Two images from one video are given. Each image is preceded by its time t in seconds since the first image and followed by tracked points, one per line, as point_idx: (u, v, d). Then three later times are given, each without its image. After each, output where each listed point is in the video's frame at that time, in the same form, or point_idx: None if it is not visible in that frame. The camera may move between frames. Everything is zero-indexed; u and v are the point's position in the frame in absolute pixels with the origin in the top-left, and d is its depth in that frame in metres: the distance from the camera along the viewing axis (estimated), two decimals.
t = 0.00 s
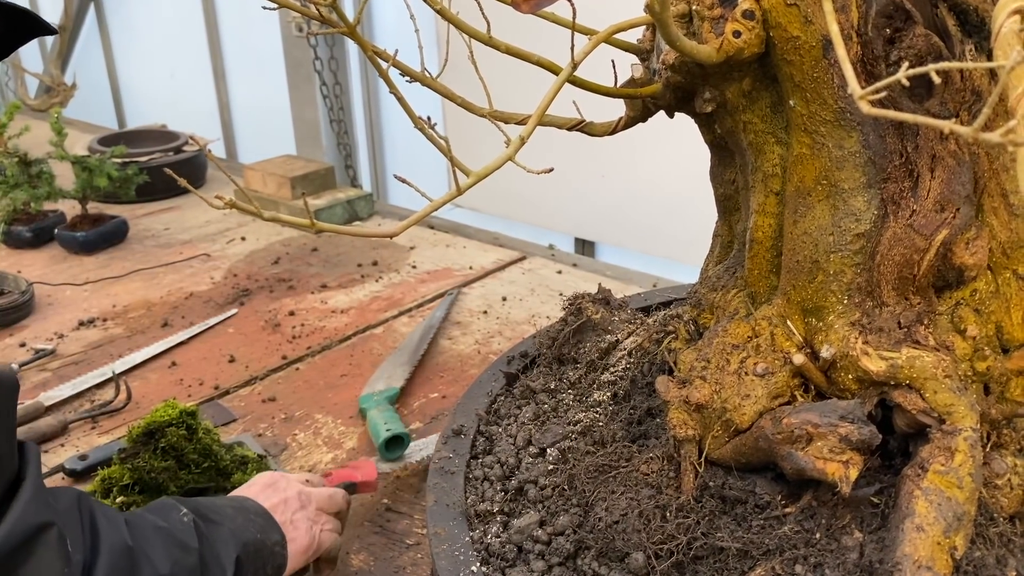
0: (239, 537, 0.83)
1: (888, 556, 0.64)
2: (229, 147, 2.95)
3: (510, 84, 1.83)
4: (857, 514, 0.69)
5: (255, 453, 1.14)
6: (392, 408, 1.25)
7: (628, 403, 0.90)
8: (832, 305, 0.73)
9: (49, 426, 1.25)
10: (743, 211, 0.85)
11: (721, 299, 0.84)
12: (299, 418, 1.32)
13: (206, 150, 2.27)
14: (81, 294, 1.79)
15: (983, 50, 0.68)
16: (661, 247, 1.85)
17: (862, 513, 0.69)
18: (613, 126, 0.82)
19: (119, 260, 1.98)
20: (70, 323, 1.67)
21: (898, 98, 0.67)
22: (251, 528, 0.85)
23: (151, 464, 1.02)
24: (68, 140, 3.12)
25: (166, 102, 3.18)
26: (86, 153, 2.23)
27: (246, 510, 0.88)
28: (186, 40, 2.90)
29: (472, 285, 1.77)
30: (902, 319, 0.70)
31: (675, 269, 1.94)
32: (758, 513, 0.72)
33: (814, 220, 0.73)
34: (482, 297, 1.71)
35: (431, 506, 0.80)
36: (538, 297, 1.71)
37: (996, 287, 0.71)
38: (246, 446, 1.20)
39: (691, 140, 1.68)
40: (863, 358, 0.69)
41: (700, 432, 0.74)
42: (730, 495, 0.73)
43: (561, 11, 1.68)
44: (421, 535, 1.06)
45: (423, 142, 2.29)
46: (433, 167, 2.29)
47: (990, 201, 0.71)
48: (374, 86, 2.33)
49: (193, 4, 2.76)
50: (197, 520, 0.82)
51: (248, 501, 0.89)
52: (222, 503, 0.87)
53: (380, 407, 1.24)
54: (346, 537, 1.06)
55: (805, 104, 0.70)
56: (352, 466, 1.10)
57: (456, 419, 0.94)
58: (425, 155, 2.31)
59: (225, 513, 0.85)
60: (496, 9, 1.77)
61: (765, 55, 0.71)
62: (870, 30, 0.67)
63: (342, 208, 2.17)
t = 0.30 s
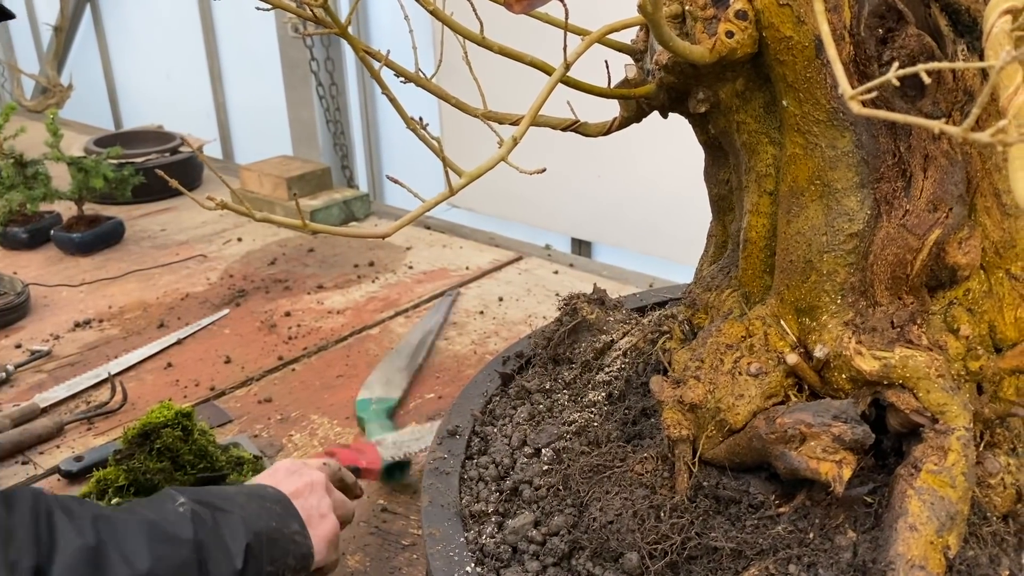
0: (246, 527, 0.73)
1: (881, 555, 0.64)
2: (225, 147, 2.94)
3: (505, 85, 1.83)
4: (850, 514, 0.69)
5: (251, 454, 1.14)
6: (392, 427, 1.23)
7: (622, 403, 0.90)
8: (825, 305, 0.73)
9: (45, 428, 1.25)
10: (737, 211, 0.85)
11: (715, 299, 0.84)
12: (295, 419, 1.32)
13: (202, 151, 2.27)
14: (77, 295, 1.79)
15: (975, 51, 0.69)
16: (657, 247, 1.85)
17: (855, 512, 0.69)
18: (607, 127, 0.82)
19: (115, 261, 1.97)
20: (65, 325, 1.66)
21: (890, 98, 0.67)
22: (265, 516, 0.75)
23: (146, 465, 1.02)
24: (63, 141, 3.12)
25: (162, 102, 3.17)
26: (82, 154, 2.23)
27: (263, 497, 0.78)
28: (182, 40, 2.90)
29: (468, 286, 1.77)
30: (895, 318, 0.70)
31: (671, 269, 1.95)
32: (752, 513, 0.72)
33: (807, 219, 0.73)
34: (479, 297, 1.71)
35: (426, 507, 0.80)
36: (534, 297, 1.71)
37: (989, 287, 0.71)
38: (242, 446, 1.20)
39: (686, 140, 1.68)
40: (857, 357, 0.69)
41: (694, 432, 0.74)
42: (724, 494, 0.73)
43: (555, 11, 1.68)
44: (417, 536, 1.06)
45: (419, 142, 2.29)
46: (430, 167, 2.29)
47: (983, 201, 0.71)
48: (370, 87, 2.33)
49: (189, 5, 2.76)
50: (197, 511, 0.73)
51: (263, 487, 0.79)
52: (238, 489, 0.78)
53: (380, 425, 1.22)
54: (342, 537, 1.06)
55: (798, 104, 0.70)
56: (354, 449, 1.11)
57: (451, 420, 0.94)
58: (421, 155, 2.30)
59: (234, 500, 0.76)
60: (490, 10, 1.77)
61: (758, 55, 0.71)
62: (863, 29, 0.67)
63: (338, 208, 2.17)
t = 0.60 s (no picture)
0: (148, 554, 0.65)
1: (875, 552, 0.64)
2: (220, 147, 2.94)
3: (500, 83, 1.83)
4: (844, 511, 0.69)
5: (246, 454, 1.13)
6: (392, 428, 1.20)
7: (617, 402, 0.90)
8: (819, 301, 0.73)
9: (39, 429, 1.24)
10: (731, 208, 0.85)
11: (709, 297, 0.84)
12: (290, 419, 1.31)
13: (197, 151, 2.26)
14: (71, 295, 1.78)
15: (968, 46, 0.68)
16: (653, 246, 1.85)
17: (849, 509, 0.69)
18: (601, 125, 0.82)
19: (110, 261, 1.97)
20: (60, 325, 1.66)
21: (883, 94, 0.67)
22: (177, 524, 0.67)
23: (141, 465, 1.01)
24: (58, 141, 3.11)
25: (157, 102, 3.17)
26: (77, 154, 2.22)
27: (179, 491, 0.69)
28: (177, 40, 2.89)
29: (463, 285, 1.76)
30: (888, 315, 0.70)
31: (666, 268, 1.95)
32: (746, 510, 0.72)
33: (801, 216, 0.73)
34: (474, 296, 1.71)
35: (420, 506, 0.79)
36: (530, 296, 1.71)
37: (982, 283, 0.71)
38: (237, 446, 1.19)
39: (681, 139, 1.69)
40: (850, 354, 0.69)
41: (689, 429, 0.74)
42: (718, 492, 0.73)
43: (548, 9, 1.68)
44: (411, 535, 1.05)
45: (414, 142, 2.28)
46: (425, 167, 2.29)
47: (976, 197, 0.71)
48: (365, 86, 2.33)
49: (184, 5, 2.75)
50: (71, 554, 0.64)
51: (184, 472, 0.71)
52: (139, 486, 0.69)
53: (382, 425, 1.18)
54: (337, 537, 1.05)
55: (791, 101, 0.70)
56: (377, 349, 0.91)
57: (445, 419, 0.93)
58: (417, 154, 2.30)
59: (140, 509, 0.67)
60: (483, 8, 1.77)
61: (751, 52, 0.71)
62: (856, 26, 0.67)
63: (333, 208, 2.16)
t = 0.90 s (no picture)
0: None
1: (873, 545, 0.64)
2: (217, 147, 2.94)
3: (496, 81, 1.83)
4: (842, 505, 0.69)
5: (244, 453, 1.13)
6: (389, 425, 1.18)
7: (615, 398, 0.90)
8: (816, 296, 0.74)
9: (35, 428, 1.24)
10: (727, 204, 0.85)
11: (706, 292, 0.84)
12: (287, 418, 1.31)
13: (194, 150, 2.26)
14: (67, 295, 1.78)
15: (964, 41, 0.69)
16: (649, 245, 1.85)
17: (847, 503, 0.69)
18: (598, 121, 0.82)
19: (106, 261, 1.97)
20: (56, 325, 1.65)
21: (879, 88, 0.68)
22: None
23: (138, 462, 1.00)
24: (53, 141, 3.10)
25: (153, 102, 3.16)
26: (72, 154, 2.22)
27: None
28: (173, 40, 2.89)
29: (460, 285, 1.76)
30: (885, 309, 0.70)
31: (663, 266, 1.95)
32: (744, 505, 0.72)
33: (797, 212, 0.73)
34: (471, 295, 1.71)
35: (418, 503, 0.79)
36: (527, 295, 1.71)
37: (979, 278, 0.72)
38: (234, 445, 1.19)
39: (677, 137, 1.69)
40: (847, 349, 0.69)
41: (686, 425, 0.74)
42: (716, 487, 0.73)
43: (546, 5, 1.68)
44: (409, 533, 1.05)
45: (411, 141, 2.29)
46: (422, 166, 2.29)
47: (972, 192, 0.71)
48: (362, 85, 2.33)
49: (180, 4, 2.75)
50: None
51: None
52: None
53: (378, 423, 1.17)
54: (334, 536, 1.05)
55: (787, 96, 0.70)
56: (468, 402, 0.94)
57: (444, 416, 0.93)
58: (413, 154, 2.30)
59: None
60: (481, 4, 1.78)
61: (747, 48, 0.71)
62: (852, 21, 0.68)
63: (330, 208, 2.16)
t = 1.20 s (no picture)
0: None
1: (870, 542, 0.64)
2: (214, 148, 2.93)
3: (494, 82, 1.84)
4: (840, 501, 0.70)
5: (243, 454, 1.12)
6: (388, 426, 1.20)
7: (614, 396, 0.91)
8: (813, 295, 0.74)
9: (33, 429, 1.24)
10: (726, 204, 0.85)
11: (704, 292, 0.84)
12: (285, 417, 1.31)
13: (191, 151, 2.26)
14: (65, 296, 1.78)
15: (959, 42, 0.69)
16: (647, 245, 1.86)
17: (845, 500, 0.70)
18: (596, 121, 0.83)
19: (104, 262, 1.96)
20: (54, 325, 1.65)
21: (876, 88, 0.68)
22: None
23: (137, 462, 1.00)
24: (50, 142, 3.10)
25: (150, 103, 3.16)
26: (70, 155, 2.22)
27: None
28: (169, 40, 2.89)
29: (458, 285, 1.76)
30: (882, 308, 0.71)
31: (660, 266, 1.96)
32: (743, 502, 0.73)
33: (795, 211, 0.74)
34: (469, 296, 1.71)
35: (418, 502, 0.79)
36: (525, 294, 1.71)
37: (975, 276, 0.72)
38: (233, 445, 1.19)
39: (674, 136, 1.69)
40: (845, 347, 0.70)
41: (685, 423, 0.75)
42: (714, 484, 0.74)
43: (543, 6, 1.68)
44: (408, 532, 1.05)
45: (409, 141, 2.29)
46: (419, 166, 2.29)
47: (968, 191, 0.72)
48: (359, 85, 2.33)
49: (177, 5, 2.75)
50: None
51: None
52: None
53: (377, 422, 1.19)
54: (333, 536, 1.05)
55: (785, 96, 0.71)
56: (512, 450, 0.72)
57: (443, 415, 0.93)
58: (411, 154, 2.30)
59: None
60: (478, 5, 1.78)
61: (745, 48, 0.71)
62: (849, 22, 0.68)
63: (327, 208, 2.16)
